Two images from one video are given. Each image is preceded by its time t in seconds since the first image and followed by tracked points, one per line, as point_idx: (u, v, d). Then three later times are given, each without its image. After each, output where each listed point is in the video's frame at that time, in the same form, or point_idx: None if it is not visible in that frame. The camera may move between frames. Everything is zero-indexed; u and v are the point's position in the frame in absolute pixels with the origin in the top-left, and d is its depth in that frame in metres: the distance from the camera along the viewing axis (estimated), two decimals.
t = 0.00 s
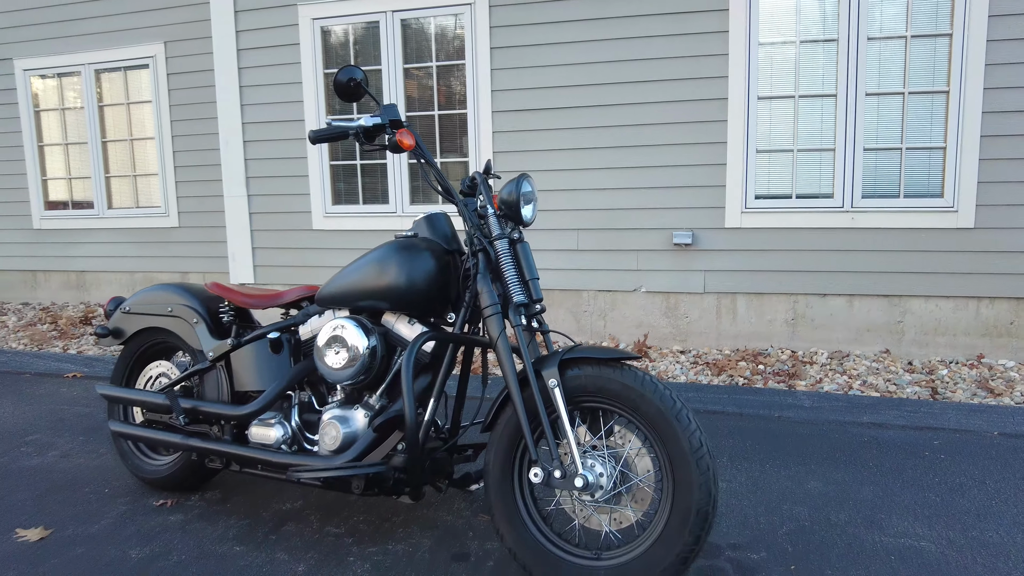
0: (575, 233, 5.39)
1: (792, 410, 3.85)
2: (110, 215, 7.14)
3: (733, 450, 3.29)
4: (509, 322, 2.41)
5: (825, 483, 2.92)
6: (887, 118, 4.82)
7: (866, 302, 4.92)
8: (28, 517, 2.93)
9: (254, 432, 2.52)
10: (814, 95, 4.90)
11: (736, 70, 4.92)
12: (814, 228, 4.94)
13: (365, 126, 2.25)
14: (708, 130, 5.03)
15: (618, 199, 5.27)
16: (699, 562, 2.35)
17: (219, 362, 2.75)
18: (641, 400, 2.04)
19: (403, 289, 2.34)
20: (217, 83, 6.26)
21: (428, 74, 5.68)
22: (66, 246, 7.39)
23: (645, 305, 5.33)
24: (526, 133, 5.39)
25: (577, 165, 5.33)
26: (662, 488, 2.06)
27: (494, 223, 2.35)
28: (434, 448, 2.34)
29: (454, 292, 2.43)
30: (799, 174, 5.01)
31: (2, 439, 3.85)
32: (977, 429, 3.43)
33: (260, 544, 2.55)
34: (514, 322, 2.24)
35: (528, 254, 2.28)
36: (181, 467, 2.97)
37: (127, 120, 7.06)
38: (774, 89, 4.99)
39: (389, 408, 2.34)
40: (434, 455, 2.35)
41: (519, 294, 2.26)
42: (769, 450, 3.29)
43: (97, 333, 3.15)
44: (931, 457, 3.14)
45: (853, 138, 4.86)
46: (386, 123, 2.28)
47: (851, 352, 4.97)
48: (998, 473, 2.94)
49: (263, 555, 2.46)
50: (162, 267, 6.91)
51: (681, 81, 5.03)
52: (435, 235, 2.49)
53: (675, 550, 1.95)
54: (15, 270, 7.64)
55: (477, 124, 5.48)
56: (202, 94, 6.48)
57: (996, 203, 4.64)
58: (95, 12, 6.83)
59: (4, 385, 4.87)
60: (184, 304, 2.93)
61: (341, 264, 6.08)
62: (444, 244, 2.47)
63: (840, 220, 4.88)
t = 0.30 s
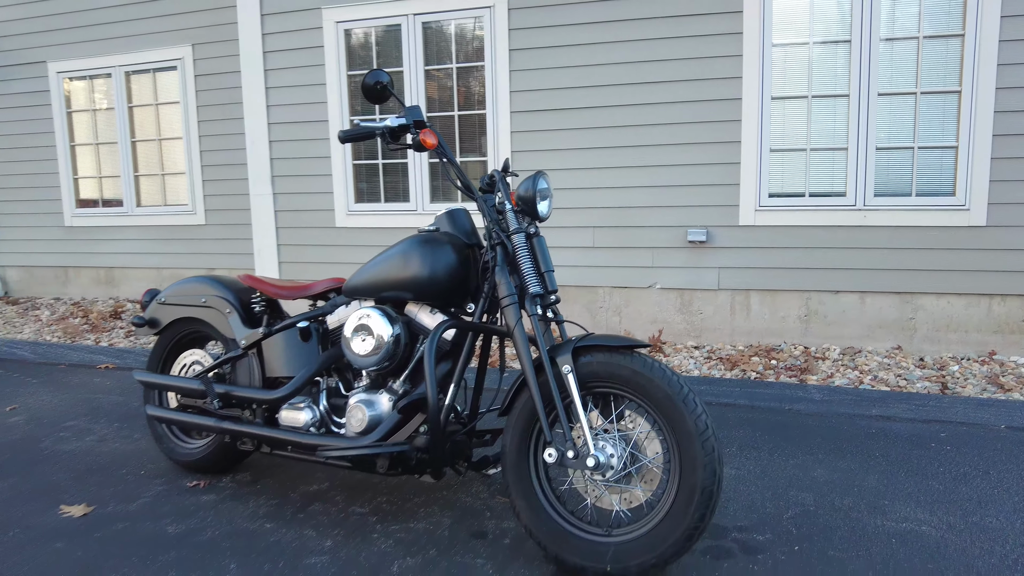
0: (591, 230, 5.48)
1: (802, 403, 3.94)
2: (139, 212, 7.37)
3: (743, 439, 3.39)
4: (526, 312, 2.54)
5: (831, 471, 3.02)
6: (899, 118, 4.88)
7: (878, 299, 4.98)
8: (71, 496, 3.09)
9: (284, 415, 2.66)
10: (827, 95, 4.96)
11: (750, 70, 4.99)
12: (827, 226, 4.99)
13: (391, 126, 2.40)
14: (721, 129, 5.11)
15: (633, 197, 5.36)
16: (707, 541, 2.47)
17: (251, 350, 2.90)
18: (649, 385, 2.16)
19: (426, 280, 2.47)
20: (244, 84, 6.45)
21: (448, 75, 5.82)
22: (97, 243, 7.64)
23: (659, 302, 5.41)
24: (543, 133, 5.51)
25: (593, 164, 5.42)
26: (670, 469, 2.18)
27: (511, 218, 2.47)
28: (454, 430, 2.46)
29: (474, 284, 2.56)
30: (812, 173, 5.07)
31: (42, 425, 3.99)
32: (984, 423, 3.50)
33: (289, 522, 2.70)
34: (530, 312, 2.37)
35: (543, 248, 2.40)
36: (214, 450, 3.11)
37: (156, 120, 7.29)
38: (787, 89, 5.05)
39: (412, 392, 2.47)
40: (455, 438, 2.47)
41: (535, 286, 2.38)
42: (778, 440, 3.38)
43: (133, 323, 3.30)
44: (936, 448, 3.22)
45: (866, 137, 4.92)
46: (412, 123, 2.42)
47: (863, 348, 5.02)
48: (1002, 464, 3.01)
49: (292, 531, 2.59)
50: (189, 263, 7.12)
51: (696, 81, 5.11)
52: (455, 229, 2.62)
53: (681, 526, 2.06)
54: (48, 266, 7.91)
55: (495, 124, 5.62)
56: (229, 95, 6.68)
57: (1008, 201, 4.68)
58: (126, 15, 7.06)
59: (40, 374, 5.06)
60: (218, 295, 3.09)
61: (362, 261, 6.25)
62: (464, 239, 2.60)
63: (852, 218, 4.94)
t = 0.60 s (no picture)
0: (607, 226, 5.56)
1: (814, 396, 4.01)
2: (165, 209, 7.55)
3: (755, 430, 3.47)
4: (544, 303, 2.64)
5: (841, 460, 3.10)
6: (912, 116, 4.92)
7: (892, 295, 5.02)
8: (106, 476, 3.04)
9: (312, 400, 2.77)
10: (841, 94, 5.01)
11: (764, 69, 5.06)
12: (842, 222, 5.04)
13: (416, 123, 2.51)
14: (736, 127, 5.17)
15: (648, 193, 5.43)
16: (718, 523, 2.57)
17: (280, 339, 3.03)
18: (662, 371, 2.25)
19: (448, 271, 2.59)
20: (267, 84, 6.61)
21: (466, 75, 5.93)
22: (123, 239, 7.84)
23: (674, 297, 5.48)
24: (560, 131, 5.60)
25: (609, 161, 5.50)
26: (681, 452, 2.28)
27: (530, 212, 2.58)
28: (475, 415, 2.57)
29: (494, 275, 2.67)
30: (826, 170, 5.12)
31: (74, 411, 4.01)
32: (994, 415, 3.55)
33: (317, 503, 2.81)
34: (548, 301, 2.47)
35: (561, 241, 2.51)
36: (246, 432, 3.11)
37: (181, 119, 7.47)
38: (802, 87, 5.11)
39: (435, 378, 2.58)
40: (475, 423, 2.58)
41: (553, 277, 2.48)
42: (790, 431, 3.46)
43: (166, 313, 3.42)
44: (945, 440, 3.29)
45: (879, 135, 4.96)
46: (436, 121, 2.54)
47: (877, 344, 5.06)
48: (1009, 455, 3.08)
49: (319, 510, 2.67)
50: (214, 259, 7.31)
51: (711, 80, 5.18)
52: (477, 223, 2.73)
53: (692, 506, 2.16)
54: (76, 261, 8.13)
55: (513, 122, 5.72)
56: (252, 94, 6.84)
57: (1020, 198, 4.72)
58: (152, 16, 7.25)
59: (72, 363, 5.21)
60: (249, 285, 3.22)
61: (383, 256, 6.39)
62: (485, 232, 2.71)
63: (866, 215, 4.98)
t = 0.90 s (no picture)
0: (615, 224, 5.62)
1: (819, 392, 4.06)
2: (179, 207, 7.66)
3: (761, 425, 3.53)
4: (555, 299, 2.71)
5: (845, 454, 3.16)
6: (919, 116, 4.97)
7: (898, 293, 5.06)
8: (128, 467, 3.13)
9: (329, 393, 2.85)
10: (848, 94, 5.05)
11: (772, 69, 5.11)
12: (849, 221, 5.08)
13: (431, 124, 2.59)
14: (743, 127, 5.22)
15: (656, 192, 5.49)
16: (723, 514, 2.63)
17: (297, 333, 3.12)
18: (670, 365, 2.32)
19: (462, 267, 2.66)
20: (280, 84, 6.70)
21: (476, 75, 6.00)
22: (137, 236, 7.96)
23: (682, 295, 5.53)
24: (569, 131, 5.67)
25: (617, 160, 5.56)
26: (688, 443, 2.35)
27: (541, 211, 2.65)
28: (487, 408, 2.64)
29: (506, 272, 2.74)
30: (833, 169, 5.16)
31: (95, 404, 4.11)
32: (997, 412, 3.60)
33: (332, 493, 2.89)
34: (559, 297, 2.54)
35: (571, 238, 2.57)
36: (264, 424, 3.18)
37: (195, 118, 7.59)
38: (809, 87, 5.15)
39: (449, 371, 2.66)
40: (488, 415, 2.65)
41: (564, 273, 2.55)
42: (795, 426, 3.52)
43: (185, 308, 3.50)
44: (948, 435, 3.34)
45: (886, 134, 5.00)
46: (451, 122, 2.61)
47: (883, 342, 5.10)
48: (1011, 450, 3.13)
49: (335, 499, 2.74)
50: (227, 256, 7.42)
51: (719, 80, 5.24)
52: (489, 221, 2.81)
53: (699, 495, 2.23)
54: (91, 258, 8.26)
55: (523, 122, 5.79)
56: (266, 94, 6.94)
57: None
58: (167, 17, 7.36)
59: (89, 359, 5.31)
60: (266, 281, 3.30)
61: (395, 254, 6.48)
62: (497, 229, 2.78)
63: (873, 214, 5.03)
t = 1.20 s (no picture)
0: (621, 224, 5.62)
1: (825, 393, 4.06)
2: (186, 206, 7.70)
3: (766, 425, 3.53)
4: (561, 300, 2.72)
5: (851, 455, 3.16)
6: (926, 115, 4.95)
7: (904, 293, 5.05)
8: (137, 466, 3.15)
9: (337, 393, 2.86)
10: (854, 94, 5.04)
11: (778, 69, 5.10)
12: (855, 222, 5.07)
13: (439, 126, 2.60)
14: (750, 127, 5.22)
15: (662, 192, 5.49)
16: (729, 515, 2.64)
17: (305, 333, 3.14)
18: (677, 366, 2.33)
19: (469, 268, 2.67)
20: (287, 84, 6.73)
21: (482, 74, 6.00)
22: (144, 235, 8.00)
23: (687, 295, 5.53)
24: (576, 131, 5.67)
25: (623, 160, 5.56)
26: (695, 444, 2.35)
27: (548, 212, 2.65)
28: (494, 408, 2.66)
29: (512, 272, 2.76)
30: (840, 169, 5.15)
31: (103, 403, 4.14)
32: (1004, 413, 3.60)
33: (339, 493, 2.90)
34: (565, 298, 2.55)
35: (578, 239, 2.58)
36: (271, 424, 3.20)
37: (202, 118, 7.62)
38: (815, 87, 5.14)
39: (456, 372, 2.67)
40: (494, 415, 2.66)
41: (570, 274, 2.57)
42: (801, 427, 3.51)
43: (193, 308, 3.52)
44: (954, 436, 3.34)
45: (892, 134, 4.99)
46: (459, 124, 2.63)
47: (889, 341, 5.09)
48: (1018, 452, 3.12)
49: (342, 499, 2.76)
50: (233, 255, 7.46)
51: (725, 80, 5.23)
52: (496, 221, 2.82)
53: (705, 495, 2.23)
54: (99, 257, 8.31)
55: (529, 122, 5.79)
56: (272, 94, 6.97)
57: None
58: (175, 17, 7.39)
59: (97, 357, 5.35)
60: (274, 281, 3.32)
61: (402, 254, 6.51)
62: (504, 230, 2.80)
63: (879, 214, 5.01)
